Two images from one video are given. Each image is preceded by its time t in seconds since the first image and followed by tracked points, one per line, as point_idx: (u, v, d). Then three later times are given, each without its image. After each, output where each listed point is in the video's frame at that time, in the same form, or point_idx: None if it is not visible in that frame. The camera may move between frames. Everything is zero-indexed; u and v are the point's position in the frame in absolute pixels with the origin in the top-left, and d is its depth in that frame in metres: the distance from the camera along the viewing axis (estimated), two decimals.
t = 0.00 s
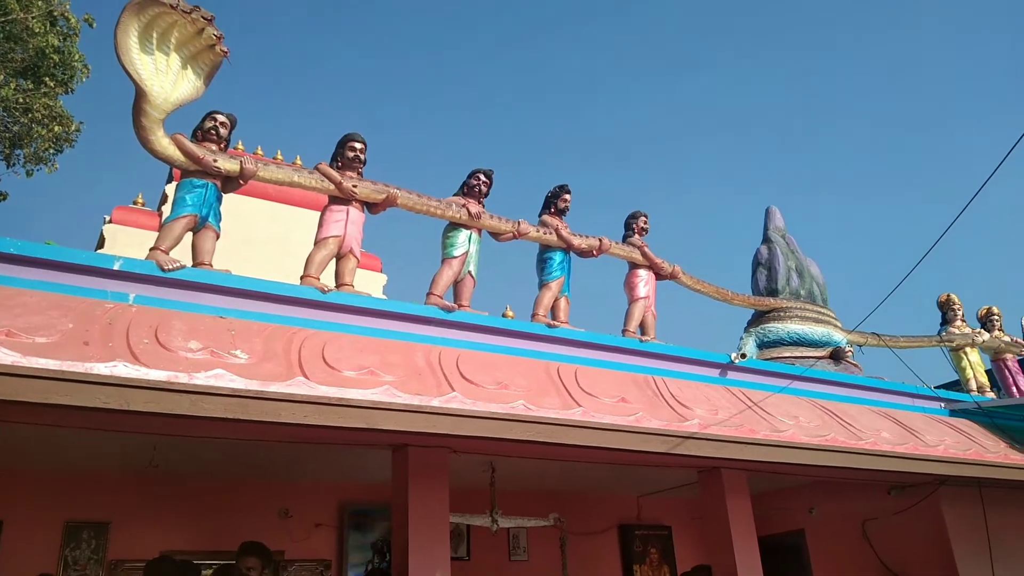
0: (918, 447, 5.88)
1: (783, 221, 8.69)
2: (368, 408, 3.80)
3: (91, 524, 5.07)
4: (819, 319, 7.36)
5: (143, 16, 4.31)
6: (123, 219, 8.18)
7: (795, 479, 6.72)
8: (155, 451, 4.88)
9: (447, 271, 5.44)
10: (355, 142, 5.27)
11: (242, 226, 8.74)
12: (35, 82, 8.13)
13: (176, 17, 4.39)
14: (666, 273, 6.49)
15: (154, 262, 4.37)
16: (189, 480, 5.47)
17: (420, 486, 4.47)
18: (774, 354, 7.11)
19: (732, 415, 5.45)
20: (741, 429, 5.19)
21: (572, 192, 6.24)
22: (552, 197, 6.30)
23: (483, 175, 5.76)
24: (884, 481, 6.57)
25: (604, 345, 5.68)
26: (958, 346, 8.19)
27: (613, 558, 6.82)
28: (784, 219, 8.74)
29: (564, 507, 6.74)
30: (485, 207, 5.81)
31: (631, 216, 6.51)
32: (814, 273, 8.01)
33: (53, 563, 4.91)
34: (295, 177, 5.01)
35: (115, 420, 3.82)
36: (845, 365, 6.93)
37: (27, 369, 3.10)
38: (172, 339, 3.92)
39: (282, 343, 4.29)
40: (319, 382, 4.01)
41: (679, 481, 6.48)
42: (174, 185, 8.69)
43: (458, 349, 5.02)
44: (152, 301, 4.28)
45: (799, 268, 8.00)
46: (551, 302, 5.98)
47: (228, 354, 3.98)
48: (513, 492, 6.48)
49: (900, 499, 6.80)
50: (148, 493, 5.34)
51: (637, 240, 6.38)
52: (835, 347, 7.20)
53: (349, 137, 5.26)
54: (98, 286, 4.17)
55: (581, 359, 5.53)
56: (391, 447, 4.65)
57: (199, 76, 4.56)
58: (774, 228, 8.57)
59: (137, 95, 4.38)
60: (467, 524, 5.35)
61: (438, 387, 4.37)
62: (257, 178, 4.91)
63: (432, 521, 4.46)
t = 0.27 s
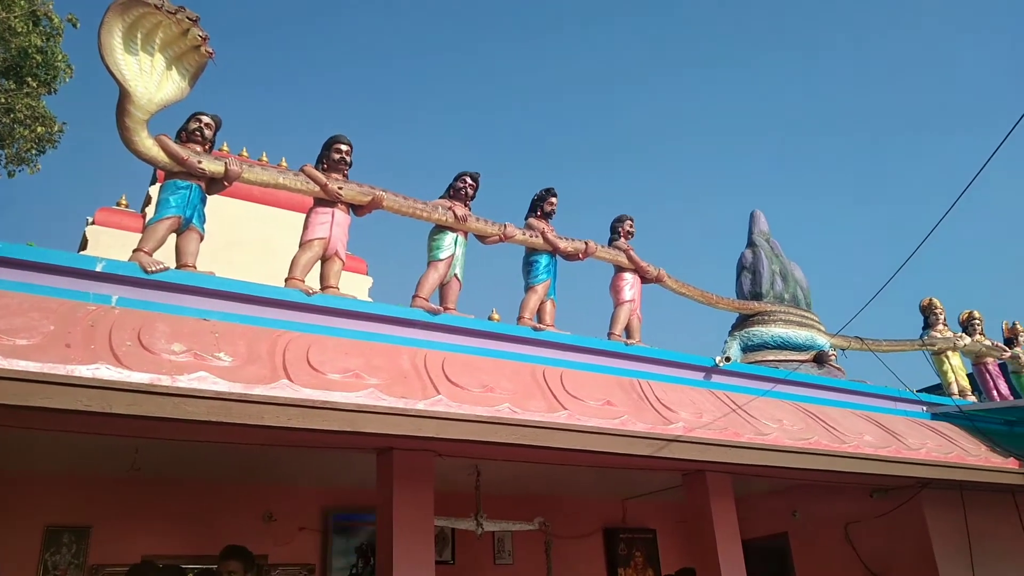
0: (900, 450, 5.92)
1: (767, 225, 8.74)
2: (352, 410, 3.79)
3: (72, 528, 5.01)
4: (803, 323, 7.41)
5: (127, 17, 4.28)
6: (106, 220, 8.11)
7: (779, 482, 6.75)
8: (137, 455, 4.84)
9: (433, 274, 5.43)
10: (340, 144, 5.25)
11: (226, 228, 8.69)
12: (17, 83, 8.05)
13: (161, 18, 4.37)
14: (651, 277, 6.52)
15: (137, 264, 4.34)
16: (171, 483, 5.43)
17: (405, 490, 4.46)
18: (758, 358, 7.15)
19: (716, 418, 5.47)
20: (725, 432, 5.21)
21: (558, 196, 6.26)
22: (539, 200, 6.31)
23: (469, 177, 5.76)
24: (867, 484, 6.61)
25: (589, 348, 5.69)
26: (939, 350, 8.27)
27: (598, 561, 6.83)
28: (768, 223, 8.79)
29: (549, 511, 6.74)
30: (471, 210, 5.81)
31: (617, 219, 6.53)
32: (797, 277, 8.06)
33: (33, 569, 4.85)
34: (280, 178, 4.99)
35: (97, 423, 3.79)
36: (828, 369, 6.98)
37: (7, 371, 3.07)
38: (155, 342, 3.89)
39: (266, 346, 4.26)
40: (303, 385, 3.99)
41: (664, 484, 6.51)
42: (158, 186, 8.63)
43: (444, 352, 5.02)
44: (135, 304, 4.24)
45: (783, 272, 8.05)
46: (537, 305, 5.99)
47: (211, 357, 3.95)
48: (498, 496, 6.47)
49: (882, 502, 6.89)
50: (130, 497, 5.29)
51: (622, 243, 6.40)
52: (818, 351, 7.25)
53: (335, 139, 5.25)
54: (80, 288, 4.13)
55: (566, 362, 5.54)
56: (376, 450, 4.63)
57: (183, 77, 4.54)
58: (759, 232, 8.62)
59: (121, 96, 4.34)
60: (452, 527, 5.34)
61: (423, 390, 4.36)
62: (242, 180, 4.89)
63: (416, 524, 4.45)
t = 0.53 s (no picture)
0: (880, 447, 5.97)
1: (751, 224, 8.79)
2: (335, 407, 3.77)
3: (50, 526, 4.96)
4: (785, 321, 7.46)
5: (108, 10, 4.21)
6: (85, 215, 8.04)
7: (761, 479, 6.79)
8: (117, 452, 4.80)
9: (417, 271, 5.42)
10: (324, 140, 5.23)
11: (209, 224, 8.63)
12: None
13: (143, 11, 4.30)
14: (635, 275, 6.54)
15: (117, 259, 4.30)
16: (151, 480, 5.39)
17: (387, 487, 4.45)
18: (740, 356, 7.19)
19: (698, 415, 5.49)
20: (707, 429, 5.23)
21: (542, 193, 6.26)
22: (523, 198, 6.30)
23: (454, 174, 5.75)
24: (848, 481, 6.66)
25: (573, 345, 5.69)
26: (920, 348, 8.34)
27: (581, 558, 6.85)
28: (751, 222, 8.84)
29: (532, 508, 6.75)
30: (455, 207, 5.79)
31: (601, 217, 6.54)
32: (780, 275, 8.11)
33: (10, 567, 4.79)
34: (262, 174, 4.95)
35: (76, 419, 3.75)
36: (810, 367, 7.02)
37: None
38: (135, 338, 3.86)
39: (248, 342, 4.23)
40: (285, 382, 3.97)
41: (647, 481, 6.53)
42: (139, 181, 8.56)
43: (427, 349, 5.00)
44: (115, 299, 4.20)
45: (766, 271, 8.10)
46: (521, 303, 5.99)
47: (192, 353, 3.92)
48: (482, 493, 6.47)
49: (862, 499, 6.94)
50: (109, 495, 5.24)
51: (606, 241, 6.41)
52: (800, 349, 7.30)
53: (318, 135, 5.22)
54: (59, 284, 4.09)
55: (550, 359, 5.54)
56: (359, 448, 4.62)
57: (165, 71, 4.48)
58: (742, 231, 8.66)
59: (101, 90, 4.29)
60: (434, 524, 5.33)
61: (406, 387, 4.35)
62: (224, 175, 4.85)
63: (399, 521, 4.43)
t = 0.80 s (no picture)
0: (872, 449, 5.98)
1: (742, 226, 8.80)
2: (325, 408, 3.76)
3: (39, 527, 4.92)
4: (777, 323, 7.48)
5: (98, 8, 4.19)
6: (76, 215, 8.00)
7: (752, 480, 6.80)
8: (107, 453, 4.77)
9: (409, 272, 5.41)
10: (316, 140, 5.21)
11: (200, 224, 8.60)
12: None
13: (133, 10, 4.28)
14: (627, 276, 6.54)
15: (107, 259, 4.28)
16: (141, 481, 5.36)
17: (378, 488, 4.43)
18: (732, 357, 7.20)
19: (690, 416, 5.49)
20: (699, 430, 5.23)
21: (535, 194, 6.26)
22: (515, 199, 6.30)
23: (446, 175, 5.74)
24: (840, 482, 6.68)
25: (565, 346, 5.69)
26: (910, 350, 8.37)
27: (573, 559, 6.85)
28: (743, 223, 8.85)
29: (524, 509, 6.74)
30: (448, 207, 5.79)
31: (593, 219, 6.54)
32: (772, 277, 8.13)
33: None
34: (253, 173, 4.93)
35: (65, 420, 3.73)
36: (801, 369, 7.04)
37: None
38: (125, 338, 3.83)
39: (239, 343, 4.22)
40: (276, 383, 3.95)
41: (639, 482, 6.54)
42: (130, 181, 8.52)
43: (419, 350, 4.99)
44: (105, 299, 4.18)
45: (758, 272, 8.12)
46: (513, 304, 5.98)
47: (182, 354, 3.90)
48: (474, 494, 6.46)
49: (855, 500, 6.93)
50: (99, 496, 5.20)
51: (599, 243, 6.41)
52: (791, 351, 7.31)
53: (310, 135, 5.21)
54: (49, 284, 4.07)
55: (542, 360, 5.54)
56: (350, 449, 4.60)
57: (156, 70, 4.47)
58: (733, 232, 8.68)
59: (92, 89, 4.26)
60: (426, 525, 5.32)
61: (398, 388, 4.33)
62: (215, 175, 4.83)
63: (390, 522, 4.42)
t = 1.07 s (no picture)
0: (860, 451, 6.00)
1: (732, 228, 8.82)
2: (314, 409, 3.74)
3: (25, 528, 4.87)
4: (766, 325, 7.50)
5: (86, 5, 4.15)
6: (64, 213, 7.95)
7: (741, 482, 6.82)
8: (93, 453, 4.73)
9: (399, 272, 5.39)
10: (305, 139, 5.19)
11: (189, 223, 8.55)
12: None
13: (121, 7, 4.25)
14: (617, 277, 6.55)
15: (95, 258, 4.25)
16: (127, 481, 5.33)
17: (367, 489, 4.42)
18: (721, 359, 7.21)
19: (679, 418, 5.49)
20: (688, 432, 5.23)
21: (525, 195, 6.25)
22: (506, 200, 6.30)
23: (436, 175, 5.73)
24: (828, 484, 6.70)
25: (555, 347, 5.69)
26: (898, 353, 8.41)
27: (562, 560, 6.84)
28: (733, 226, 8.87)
29: (514, 510, 6.73)
30: (438, 208, 5.78)
31: (584, 220, 6.54)
32: (761, 279, 8.15)
33: None
34: (243, 172, 4.91)
35: (51, 419, 3.70)
36: (790, 370, 7.06)
37: None
38: (112, 337, 3.80)
39: (227, 342, 4.19)
40: (264, 383, 3.92)
41: (628, 483, 6.54)
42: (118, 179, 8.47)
43: (409, 351, 4.98)
44: (92, 298, 4.15)
45: (747, 275, 8.14)
46: (503, 304, 5.97)
47: (170, 353, 3.87)
48: (463, 495, 6.45)
49: (842, 502, 6.98)
50: (85, 496, 5.16)
51: (589, 244, 6.41)
52: (780, 353, 7.34)
53: (300, 134, 5.19)
54: (35, 282, 4.03)
55: (533, 361, 5.54)
56: (339, 449, 4.59)
57: (144, 68, 4.44)
58: (723, 234, 8.70)
59: (79, 86, 4.23)
60: (415, 526, 5.30)
61: (387, 389, 4.31)
62: (204, 173, 4.80)
63: (379, 523, 4.40)
